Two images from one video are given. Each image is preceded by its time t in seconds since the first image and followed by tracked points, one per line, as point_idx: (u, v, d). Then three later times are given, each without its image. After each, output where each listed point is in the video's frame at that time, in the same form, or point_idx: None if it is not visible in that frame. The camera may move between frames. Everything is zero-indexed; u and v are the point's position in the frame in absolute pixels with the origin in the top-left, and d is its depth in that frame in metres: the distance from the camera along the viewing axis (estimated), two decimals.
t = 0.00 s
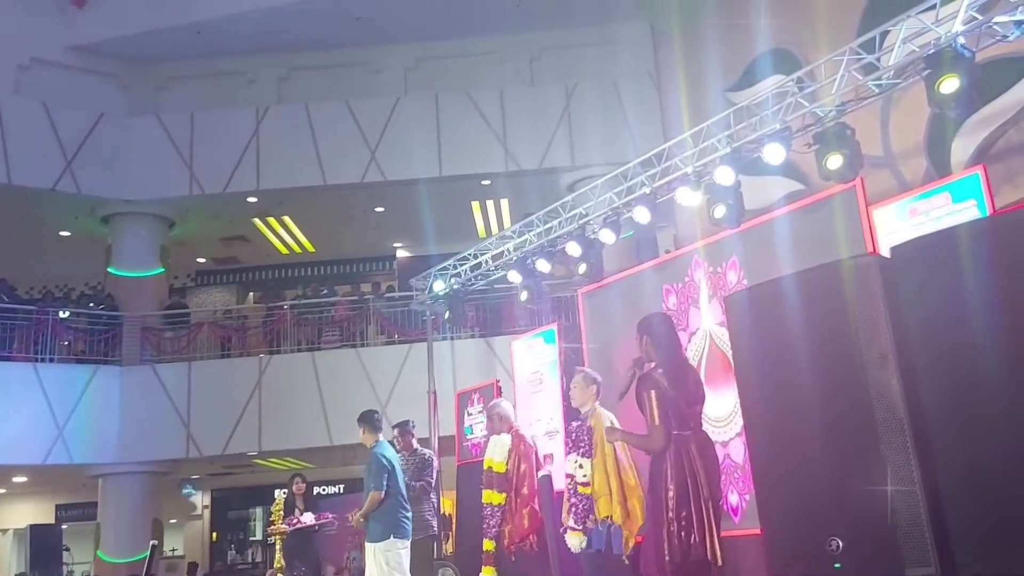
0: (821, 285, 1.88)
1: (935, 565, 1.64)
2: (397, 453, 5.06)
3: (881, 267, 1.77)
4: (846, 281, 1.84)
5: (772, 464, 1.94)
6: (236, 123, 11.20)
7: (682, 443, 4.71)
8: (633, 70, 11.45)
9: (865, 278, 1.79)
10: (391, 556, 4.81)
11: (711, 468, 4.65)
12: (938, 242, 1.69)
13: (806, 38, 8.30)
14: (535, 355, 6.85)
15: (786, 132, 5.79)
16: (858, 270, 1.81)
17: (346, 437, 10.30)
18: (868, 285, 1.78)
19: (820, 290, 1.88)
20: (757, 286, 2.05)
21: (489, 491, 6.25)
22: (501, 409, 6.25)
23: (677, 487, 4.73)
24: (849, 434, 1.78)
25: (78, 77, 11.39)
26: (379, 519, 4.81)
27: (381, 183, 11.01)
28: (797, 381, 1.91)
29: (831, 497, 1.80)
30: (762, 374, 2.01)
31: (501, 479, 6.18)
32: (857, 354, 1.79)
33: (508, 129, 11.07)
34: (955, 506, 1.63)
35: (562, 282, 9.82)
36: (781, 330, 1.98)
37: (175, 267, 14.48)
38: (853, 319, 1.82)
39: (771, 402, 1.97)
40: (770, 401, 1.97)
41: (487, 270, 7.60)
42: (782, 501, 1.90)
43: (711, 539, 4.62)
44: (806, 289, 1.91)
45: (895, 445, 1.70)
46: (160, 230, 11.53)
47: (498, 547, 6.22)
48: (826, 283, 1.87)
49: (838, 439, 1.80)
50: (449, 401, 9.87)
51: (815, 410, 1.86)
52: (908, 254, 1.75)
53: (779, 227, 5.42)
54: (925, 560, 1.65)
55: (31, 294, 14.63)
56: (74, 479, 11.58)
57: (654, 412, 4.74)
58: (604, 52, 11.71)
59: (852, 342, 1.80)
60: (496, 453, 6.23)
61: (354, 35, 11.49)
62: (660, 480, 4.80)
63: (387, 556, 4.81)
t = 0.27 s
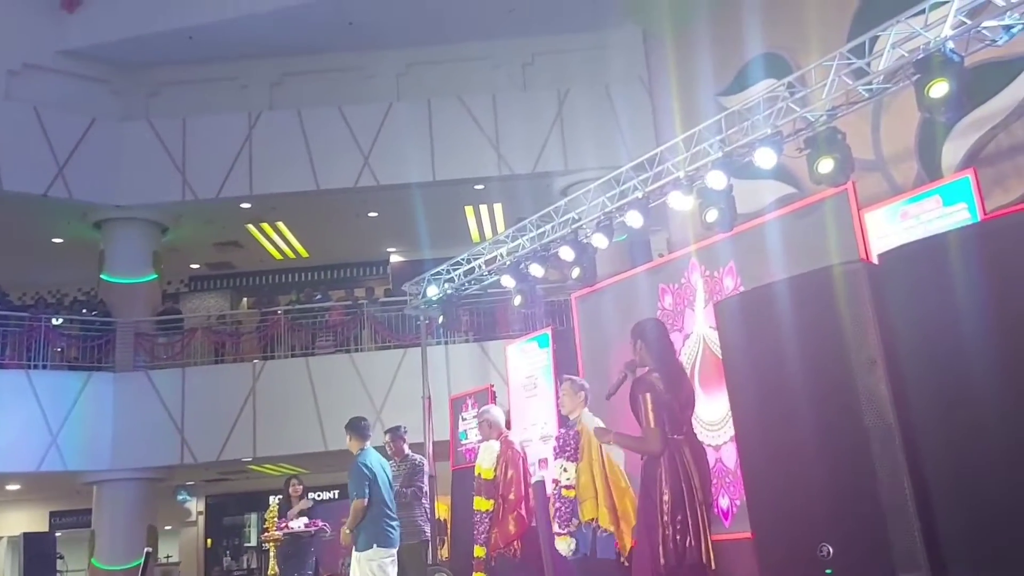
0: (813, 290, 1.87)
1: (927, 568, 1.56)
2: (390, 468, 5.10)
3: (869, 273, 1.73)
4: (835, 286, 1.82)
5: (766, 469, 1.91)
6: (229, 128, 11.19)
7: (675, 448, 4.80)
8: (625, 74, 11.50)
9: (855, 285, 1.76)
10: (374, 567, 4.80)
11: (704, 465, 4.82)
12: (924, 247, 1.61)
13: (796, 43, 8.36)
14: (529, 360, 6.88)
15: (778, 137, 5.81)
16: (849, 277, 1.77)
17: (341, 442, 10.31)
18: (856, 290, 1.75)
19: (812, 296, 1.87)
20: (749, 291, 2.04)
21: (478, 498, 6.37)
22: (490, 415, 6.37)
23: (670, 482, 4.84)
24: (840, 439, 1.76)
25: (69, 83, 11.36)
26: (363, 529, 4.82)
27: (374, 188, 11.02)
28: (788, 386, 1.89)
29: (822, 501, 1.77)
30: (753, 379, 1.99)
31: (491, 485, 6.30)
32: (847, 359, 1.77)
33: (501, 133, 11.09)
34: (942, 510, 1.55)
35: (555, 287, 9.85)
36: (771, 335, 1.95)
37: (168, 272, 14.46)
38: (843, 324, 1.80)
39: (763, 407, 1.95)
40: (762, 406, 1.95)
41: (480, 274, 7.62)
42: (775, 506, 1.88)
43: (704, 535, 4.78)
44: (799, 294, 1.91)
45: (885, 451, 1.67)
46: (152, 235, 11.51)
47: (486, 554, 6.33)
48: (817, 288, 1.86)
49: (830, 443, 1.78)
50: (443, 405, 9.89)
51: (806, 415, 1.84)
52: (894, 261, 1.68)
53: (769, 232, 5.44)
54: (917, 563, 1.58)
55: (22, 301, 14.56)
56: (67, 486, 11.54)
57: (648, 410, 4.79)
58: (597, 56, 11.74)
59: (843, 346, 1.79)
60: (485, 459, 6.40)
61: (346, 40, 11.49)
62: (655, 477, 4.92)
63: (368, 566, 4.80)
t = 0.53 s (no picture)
0: (802, 290, 1.78)
1: (915, 571, 1.48)
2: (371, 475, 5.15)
3: (856, 277, 1.60)
4: (827, 288, 1.70)
5: (757, 469, 1.85)
6: (221, 134, 11.17)
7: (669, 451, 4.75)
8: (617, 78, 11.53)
9: (845, 288, 1.63)
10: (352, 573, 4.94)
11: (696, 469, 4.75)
12: (914, 249, 1.49)
13: (788, 46, 8.38)
14: (522, 364, 6.87)
15: (768, 140, 5.81)
16: (839, 280, 1.65)
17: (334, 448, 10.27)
18: (845, 292, 1.63)
19: (801, 295, 1.78)
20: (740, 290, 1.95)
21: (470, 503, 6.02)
22: (478, 420, 5.97)
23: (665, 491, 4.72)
24: (830, 444, 1.68)
25: (61, 89, 11.35)
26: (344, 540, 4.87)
27: (367, 193, 11.02)
28: (778, 387, 1.82)
29: (814, 507, 1.71)
30: (743, 381, 1.92)
31: (478, 492, 5.93)
32: (836, 361, 1.68)
33: (493, 138, 11.11)
34: (929, 513, 1.45)
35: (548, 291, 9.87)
36: (761, 335, 1.87)
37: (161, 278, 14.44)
38: (832, 324, 1.70)
39: (754, 407, 1.88)
40: (753, 406, 1.88)
41: (473, 279, 7.62)
42: (767, 511, 1.82)
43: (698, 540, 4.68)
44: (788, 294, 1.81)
45: (875, 458, 1.57)
46: (145, 242, 11.48)
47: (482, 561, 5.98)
48: (808, 288, 1.76)
49: (819, 448, 1.70)
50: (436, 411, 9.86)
51: (796, 419, 1.77)
52: (886, 264, 1.54)
53: (762, 235, 5.45)
54: (906, 567, 1.49)
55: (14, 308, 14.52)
56: (59, 494, 11.49)
57: (638, 417, 4.77)
58: (589, 60, 11.77)
59: (833, 349, 1.69)
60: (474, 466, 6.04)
61: (338, 45, 11.49)
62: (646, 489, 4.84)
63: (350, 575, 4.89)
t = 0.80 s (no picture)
0: (793, 294, 1.76)
1: (908, 571, 1.50)
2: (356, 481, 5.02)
3: (848, 285, 1.63)
4: (818, 294, 1.71)
5: (746, 470, 1.84)
6: (212, 138, 11.14)
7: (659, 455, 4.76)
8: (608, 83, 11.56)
9: (837, 295, 1.65)
10: None
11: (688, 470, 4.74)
12: (910, 258, 1.54)
13: (777, 52, 8.42)
14: (514, 369, 6.85)
15: (759, 144, 5.84)
16: (830, 286, 1.67)
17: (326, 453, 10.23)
18: (835, 299, 1.64)
19: (792, 299, 1.76)
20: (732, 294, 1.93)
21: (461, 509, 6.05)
22: (467, 425, 5.95)
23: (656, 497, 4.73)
24: (824, 447, 1.66)
25: (50, 93, 11.30)
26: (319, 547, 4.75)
27: (358, 197, 11.00)
28: (768, 389, 1.81)
29: (806, 510, 1.69)
30: (735, 384, 1.89)
31: (469, 497, 5.91)
32: (826, 365, 1.67)
33: (485, 142, 11.10)
34: (924, 510, 1.50)
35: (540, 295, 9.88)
36: (752, 338, 1.86)
37: (151, 283, 14.39)
38: (823, 328, 1.70)
39: (743, 409, 1.86)
40: (743, 408, 1.87)
41: (465, 284, 7.63)
42: (759, 514, 1.80)
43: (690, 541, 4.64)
44: (779, 298, 1.80)
45: (866, 461, 1.58)
46: (135, 246, 11.42)
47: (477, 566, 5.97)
48: (798, 293, 1.75)
49: (813, 452, 1.69)
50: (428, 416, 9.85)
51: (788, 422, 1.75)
52: (879, 269, 1.61)
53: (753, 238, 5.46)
54: (899, 567, 1.51)
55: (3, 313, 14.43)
56: (49, 501, 11.42)
57: (631, 421, 4.76)
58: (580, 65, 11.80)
59: (823, 353, 1.68)
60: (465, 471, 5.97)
61: (329, 49, 11.48)
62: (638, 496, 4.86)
63: None
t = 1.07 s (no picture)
0: (792, 294, 1.76)
1: (906, 572, 1.49)
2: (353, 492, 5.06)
3: (847, 286, 1.62)
4: (816, 296, 1.71)
5: (745, 469, 1.84)
6: (209, 142, 11.14)
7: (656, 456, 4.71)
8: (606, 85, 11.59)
9: (835, 296, 1.64)
10: None
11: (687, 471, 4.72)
12: (908, 259, 1.53)
13: (774, 54, 8.45)
14: (513, 371, 6.84)
15: (757, 146, 5.85)
16: (828, 285, 1.67)
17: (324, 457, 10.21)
18: (833, 300, 1.64)
19: (791, 299, 1.76)
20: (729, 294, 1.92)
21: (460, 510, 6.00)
22: (466, 427, 5.93)
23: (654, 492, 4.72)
24: (823, 446, 1.66)
25: (47, 98, 11.30)
26: (308, 545, 4.72)
27: (356, 200, 11.01)
28: (767, 389, 1.81)
29: (806, 510, 1.69)
30: (733, 384, 1.89)
31: (466, 500, 5.90)
32: (826, 366, 1.68)
33: (484, 144, 11.11)
34: (919, 510, 1.49)
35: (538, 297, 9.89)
36: (750, 339, 1.85)
37: (148, 288, 14.37)
38: (822, 327, 1.70)
39: (742, 409, 1.86)
40: (742, 408, 1.86)
41: (463, 286, 7.64)
42: (759, 514, 1.79)
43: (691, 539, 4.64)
44: (778, 298, 1.80)
45: (865, 460, 1.58)
46: (133, 251, 11.41)
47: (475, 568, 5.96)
48: (796, 293, 1.76)
49: (813, 451, 1.69)
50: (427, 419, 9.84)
51: (788, 422, 1.74)
52: (878, 270, 1.59)
53: (751, 240, 5.47)
54: (897, 567, 1.50)
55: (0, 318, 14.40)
56: (46, 506, 11.37)
57: (624, 426, 4.76)
58: (578, 68, 11.83)
59: (823, 353, 1.69)
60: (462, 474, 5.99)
61: (327, 54, 11.50)
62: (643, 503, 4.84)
63: None
